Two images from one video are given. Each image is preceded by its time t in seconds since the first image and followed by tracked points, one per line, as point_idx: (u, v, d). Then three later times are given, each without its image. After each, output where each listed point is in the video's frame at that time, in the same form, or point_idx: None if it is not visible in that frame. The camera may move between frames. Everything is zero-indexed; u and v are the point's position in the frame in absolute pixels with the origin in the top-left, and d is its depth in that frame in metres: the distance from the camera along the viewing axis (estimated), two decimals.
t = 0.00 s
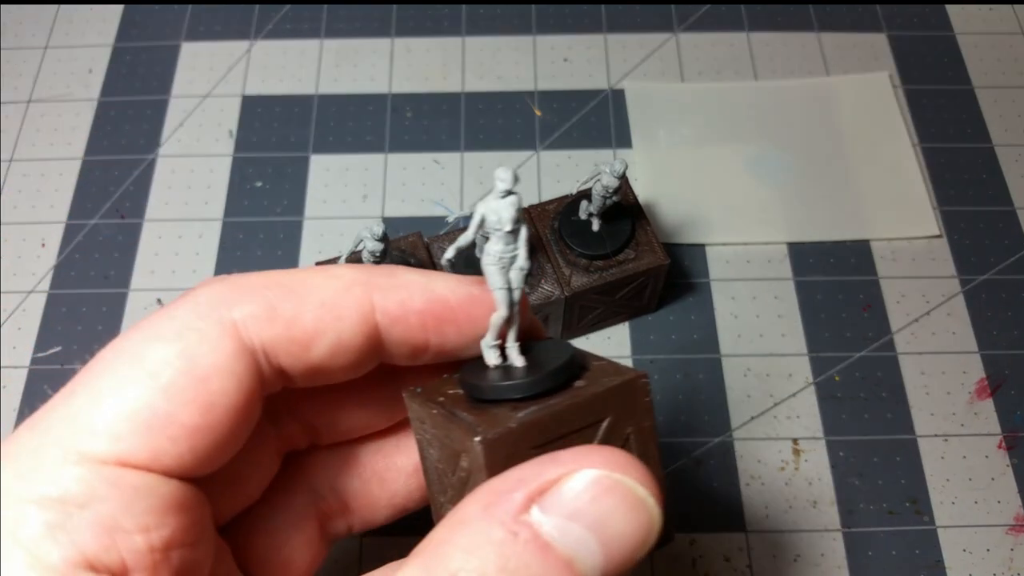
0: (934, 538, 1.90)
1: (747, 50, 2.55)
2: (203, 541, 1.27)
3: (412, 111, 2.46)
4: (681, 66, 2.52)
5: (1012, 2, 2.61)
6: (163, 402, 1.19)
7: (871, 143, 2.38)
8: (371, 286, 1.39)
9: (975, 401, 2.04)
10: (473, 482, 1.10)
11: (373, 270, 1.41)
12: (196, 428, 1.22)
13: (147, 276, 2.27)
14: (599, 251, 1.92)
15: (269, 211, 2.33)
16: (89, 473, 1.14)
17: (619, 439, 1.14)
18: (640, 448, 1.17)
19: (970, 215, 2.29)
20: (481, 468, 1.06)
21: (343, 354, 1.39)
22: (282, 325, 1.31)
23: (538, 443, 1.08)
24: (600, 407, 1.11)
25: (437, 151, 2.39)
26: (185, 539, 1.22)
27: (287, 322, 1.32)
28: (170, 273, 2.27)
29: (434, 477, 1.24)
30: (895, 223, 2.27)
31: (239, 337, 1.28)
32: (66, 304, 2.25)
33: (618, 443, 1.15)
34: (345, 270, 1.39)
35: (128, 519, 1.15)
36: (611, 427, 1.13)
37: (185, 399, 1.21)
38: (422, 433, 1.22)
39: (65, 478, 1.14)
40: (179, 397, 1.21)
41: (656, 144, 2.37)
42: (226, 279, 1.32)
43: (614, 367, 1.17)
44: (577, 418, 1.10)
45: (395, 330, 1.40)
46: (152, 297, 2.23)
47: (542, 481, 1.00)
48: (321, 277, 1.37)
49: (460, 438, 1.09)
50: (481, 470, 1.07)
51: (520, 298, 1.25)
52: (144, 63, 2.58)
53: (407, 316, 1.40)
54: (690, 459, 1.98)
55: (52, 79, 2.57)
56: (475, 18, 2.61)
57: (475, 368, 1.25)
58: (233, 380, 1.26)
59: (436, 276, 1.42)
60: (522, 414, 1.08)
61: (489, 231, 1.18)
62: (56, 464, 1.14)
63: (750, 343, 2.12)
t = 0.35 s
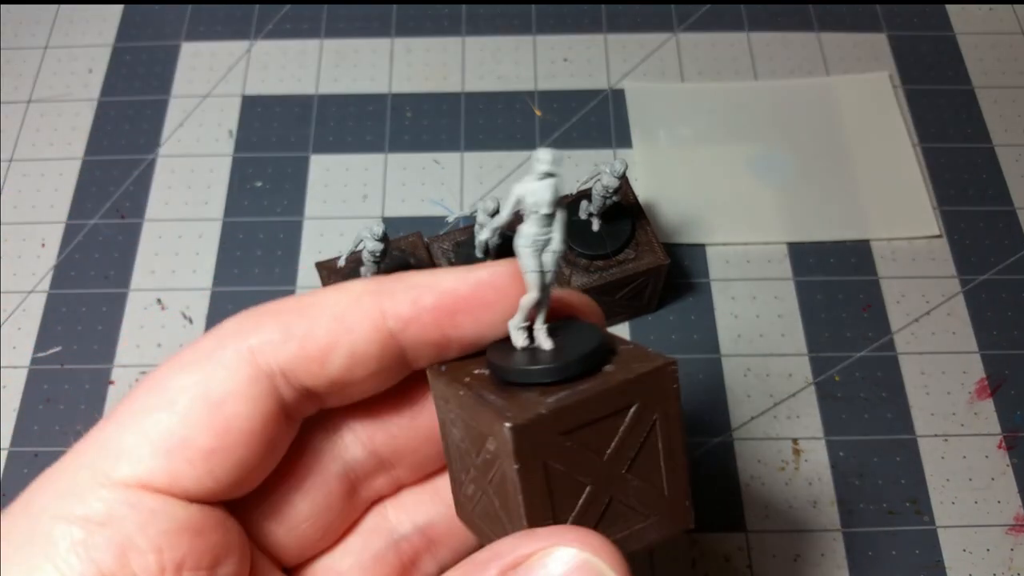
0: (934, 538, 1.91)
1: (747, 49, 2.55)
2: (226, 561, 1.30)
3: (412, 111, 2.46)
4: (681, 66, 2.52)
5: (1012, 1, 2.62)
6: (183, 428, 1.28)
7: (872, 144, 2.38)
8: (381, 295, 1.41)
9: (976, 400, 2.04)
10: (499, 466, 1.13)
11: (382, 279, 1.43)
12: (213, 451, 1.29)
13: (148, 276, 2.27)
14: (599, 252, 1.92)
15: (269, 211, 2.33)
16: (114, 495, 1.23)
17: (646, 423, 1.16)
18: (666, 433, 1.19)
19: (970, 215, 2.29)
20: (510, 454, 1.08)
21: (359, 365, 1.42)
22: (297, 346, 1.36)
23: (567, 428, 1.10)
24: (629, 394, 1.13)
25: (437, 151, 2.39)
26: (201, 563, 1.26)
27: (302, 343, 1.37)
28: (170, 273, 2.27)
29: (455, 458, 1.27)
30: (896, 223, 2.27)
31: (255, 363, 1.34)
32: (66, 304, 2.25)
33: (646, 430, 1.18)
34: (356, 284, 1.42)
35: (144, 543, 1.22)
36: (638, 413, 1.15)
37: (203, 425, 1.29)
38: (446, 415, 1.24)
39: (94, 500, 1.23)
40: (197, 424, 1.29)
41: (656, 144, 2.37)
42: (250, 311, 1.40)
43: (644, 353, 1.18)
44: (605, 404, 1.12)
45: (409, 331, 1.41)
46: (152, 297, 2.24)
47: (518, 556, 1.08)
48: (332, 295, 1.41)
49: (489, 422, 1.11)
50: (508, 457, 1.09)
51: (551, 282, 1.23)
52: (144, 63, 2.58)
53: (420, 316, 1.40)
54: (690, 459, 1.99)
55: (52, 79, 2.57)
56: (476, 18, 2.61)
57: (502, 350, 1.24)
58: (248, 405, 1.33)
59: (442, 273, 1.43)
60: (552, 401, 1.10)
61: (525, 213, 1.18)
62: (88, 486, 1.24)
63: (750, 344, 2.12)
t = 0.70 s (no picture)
0: (934, 538, 1.90)
1: (747, 49, 2.55)
2: None
3: (412, 111, 2.46)
4: (681, 66, 2.52)
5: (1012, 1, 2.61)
6: (212, 467, 1.34)
7: (871, 144, 2.38)
8: (405, 339, 1.45)
9: (976, 400, 2.04)
10: (515, 507, 1.15)
11: (403, 323, 1.47)
12: (238, 489, 1.35)
13: (148, 276, 2.27)
14: (598, 251, 1.92)
15: (269, 211, 2.33)
16: (146, 529, 1.31)
17: (666, 470, 1.17)
18: (687, 481, 1.20)
19: (970, 215, 2.29)
20: (523, 492, 1.10)
21: (381, 405, 1.46)
22: (322, 388, 1.41)
23: (583, 469, 1.13)
24: (648, 437, 1.16)
25: (437, 151, 2.39)
26: None
27: (325, 383, 1.42)
28: (170, 273, 2.27)
29: (475, 502, 1.29)
30: (896, 223, 2.27)
31: (281, 404, 1.40)
32: (66, 304, 2.25)
33: (666, 477, 1.18)
34: (378, 327, 1.46)
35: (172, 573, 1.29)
36: (658, 458, 1.17)
37: (230, 464, 1.35)
38: (467, 457, 1.27)
39: (127, 534, 1.31)
40: (225, 463, 1.35)
41: (656, 144, 2.37)
42: (279, 351, 1.46)
43: (662, 398, 1.22)
44: (623, 447, 1.14)
45: (431, 374, 1.46)
46: (152, 297, 2.24)
47: None
48: (356, 337, 1.45)
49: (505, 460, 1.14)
50: (522, 495, 1.11)
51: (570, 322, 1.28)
52: (143, 64, 2.58)
53: (440, 359, 1.44)
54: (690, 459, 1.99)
55: (52, 79, 2.57)
56: (476, 17, 2.61)
57: (525, 392, 1.28)
58: (273, 446, 1.38)
59: (462, 315, 1.47)
60: (569, 440, 1.13)
61: (545, 253, 1.23)
62: (122, 520, 1.31)
63: (750, 343, 2.12)
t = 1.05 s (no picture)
0: (934, 538, 1.90)
1: (747, 49, 2.55)
2: None
3: (412, 111, 2.46)
4: (681, 66, 2.52)
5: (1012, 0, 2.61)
6: (219, 458, 1.36)
7: (871, 144, 2.38)
8: (409, 334, 1.46)
9: (976, 400, 2.04)
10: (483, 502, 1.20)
11: (410, 320, 1.48)
12: (245, 480, 1.36)
13: (148, 276, 2.27)
14: (598, 251, 1.93)
15: (269, 211, 2.33)
16: (153, 521, 1.32)
17: (637, 481, 1.19)
18: (661, 496, 1.20)
19: (970, 215, 2.29)
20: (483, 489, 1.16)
21: (387, 400, 1.47)
22: (329, 382, 1.43)
23: (547, 471, 1.16)
24: (618, 447, 1.17)
25: (438, 151, 2.39)
26: None
27: (332, 377, 1.44)
28: (170, 273, 2.27)
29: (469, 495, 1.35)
30: (896, 223, 2.27)
31: (289, 397, 1.41)
32: (66, 304, 2.25)
33: (639, 488, 1.19)
34: (385, 324, 1.48)
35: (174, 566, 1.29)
36: (629, 469, 1.18)
37: (238, 455, 1.37)
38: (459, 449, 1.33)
39: (133, 527, 1.31)
40: (232, 454, 1.37)
41: (656, 144, 2.37)
42: (290, 348, 1.48)
43: (646, 409, 1.22)
44: (591, 454, 1.17)
45: (436, 369, 1.45)
46: (152, 297, 2.24)
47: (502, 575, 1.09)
48: (362, 334, 1.47)
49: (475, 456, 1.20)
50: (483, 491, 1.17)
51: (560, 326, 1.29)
52: (143, 64, 2.58)
53: (444, 353, 1.44)
54: (689, 459, 1.99)
55: (52, 79, 2.57)
56: (476, 17, 2.61)
57: (518, 389, 1.33)
58: (280, 438, 1.40)
59: (467, 311, 1.47)
60: (537, 443, 1.17)
61: (532, 257, 1.24)
62: (128, 513, 1.32)
63: (750, 343, 2.12)
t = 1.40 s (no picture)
0: (934, 538, 1.90)
1: (747, 49, 2.55)
2: None
3: (412, 111, 2.46)
4: (680, 65, 2.52)
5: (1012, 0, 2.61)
6: (219, 464, 1.36)
7: (870, 144, 2.38)
8: (413, 342, 1.46)
9: (976, 400, 2.04)
10: (504, 515, 1.20)
11: (414, 328, 1.48)
12: (245, 487, 1.36)
13: (148, 276, 2.27)
14: (599, 251, 1.93)
15: (268, 211, 2.33)
16: (153, 526, 1.33)
17: (656, 490, 1.21)
18: (678, 502, 1.23)
19: (971, 215, 2.28)
20: (510, 506, 1.16)
21: (388, 407, 1.47)
22: (330, 389, 1.43)
23: (571, 485, 1.17)
24: (639, 459, 1.18)
25: (438, 151, 2.39)
26: None
27: (333, 384, 1.44)
28: (171, 272, 2.27)
29: (473, 500, 1.35)
30: (896, 223, 2.27)
31: (290, 403, 1.41)
32: (66, 304, 2.25)
33: (656, 496, 1.22)
34: (389, 331, 1.48)
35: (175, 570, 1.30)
36: (649, 478, 1.20)
37: (238, 461, 1.37)
38: (468, 457, 1.32)
39: (134, 532, 1.32)
40: (231, 461, 1.37)
41: (656, 144, 2.37)
42: (292, 352, 1.48)
43: (659, 418, 1.23)
44: (613, 467, 1.17)
45: (436, 378, 1.45)
46: (152, 297, 2.24)
47: None
48: (365, 340, 1.47)
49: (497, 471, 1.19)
50: (509, 507, 1.16)
51: (573, 339, 1.28)
52: (143, 64, 2.58)
53: (446, 363, 1.44)
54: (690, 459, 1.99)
55: (52, 79, 2.57)
56: (476, 17, 2.61)
57: (526, 401, 1.31)
58: (281, 444, 1.39)
59: (470, 320, 1.47)
60: (560, 457, 1.16)
61: (549, 270, 1.23)
62: (129, 517, 1.33)
63: (750, 343, 2.12)
